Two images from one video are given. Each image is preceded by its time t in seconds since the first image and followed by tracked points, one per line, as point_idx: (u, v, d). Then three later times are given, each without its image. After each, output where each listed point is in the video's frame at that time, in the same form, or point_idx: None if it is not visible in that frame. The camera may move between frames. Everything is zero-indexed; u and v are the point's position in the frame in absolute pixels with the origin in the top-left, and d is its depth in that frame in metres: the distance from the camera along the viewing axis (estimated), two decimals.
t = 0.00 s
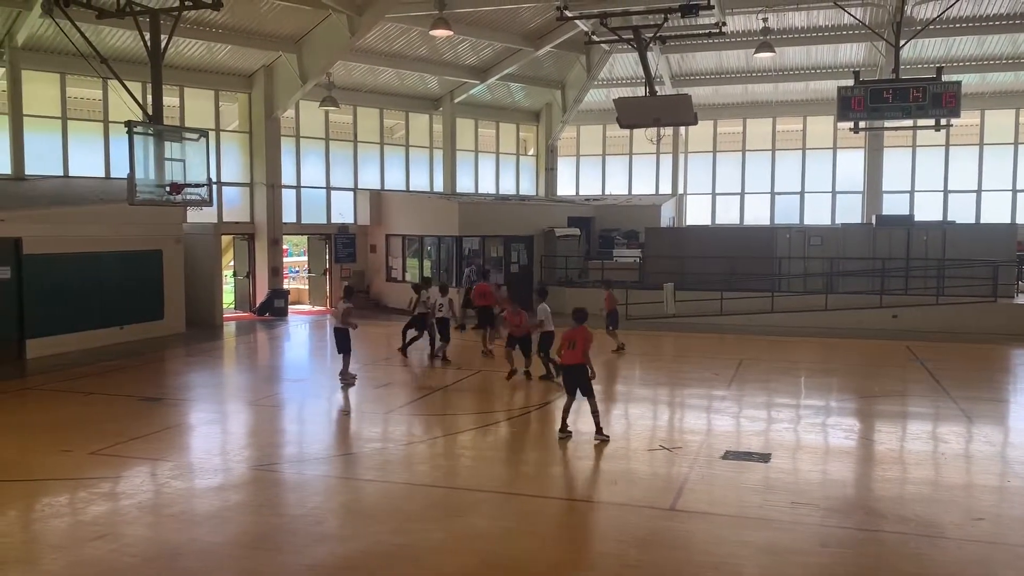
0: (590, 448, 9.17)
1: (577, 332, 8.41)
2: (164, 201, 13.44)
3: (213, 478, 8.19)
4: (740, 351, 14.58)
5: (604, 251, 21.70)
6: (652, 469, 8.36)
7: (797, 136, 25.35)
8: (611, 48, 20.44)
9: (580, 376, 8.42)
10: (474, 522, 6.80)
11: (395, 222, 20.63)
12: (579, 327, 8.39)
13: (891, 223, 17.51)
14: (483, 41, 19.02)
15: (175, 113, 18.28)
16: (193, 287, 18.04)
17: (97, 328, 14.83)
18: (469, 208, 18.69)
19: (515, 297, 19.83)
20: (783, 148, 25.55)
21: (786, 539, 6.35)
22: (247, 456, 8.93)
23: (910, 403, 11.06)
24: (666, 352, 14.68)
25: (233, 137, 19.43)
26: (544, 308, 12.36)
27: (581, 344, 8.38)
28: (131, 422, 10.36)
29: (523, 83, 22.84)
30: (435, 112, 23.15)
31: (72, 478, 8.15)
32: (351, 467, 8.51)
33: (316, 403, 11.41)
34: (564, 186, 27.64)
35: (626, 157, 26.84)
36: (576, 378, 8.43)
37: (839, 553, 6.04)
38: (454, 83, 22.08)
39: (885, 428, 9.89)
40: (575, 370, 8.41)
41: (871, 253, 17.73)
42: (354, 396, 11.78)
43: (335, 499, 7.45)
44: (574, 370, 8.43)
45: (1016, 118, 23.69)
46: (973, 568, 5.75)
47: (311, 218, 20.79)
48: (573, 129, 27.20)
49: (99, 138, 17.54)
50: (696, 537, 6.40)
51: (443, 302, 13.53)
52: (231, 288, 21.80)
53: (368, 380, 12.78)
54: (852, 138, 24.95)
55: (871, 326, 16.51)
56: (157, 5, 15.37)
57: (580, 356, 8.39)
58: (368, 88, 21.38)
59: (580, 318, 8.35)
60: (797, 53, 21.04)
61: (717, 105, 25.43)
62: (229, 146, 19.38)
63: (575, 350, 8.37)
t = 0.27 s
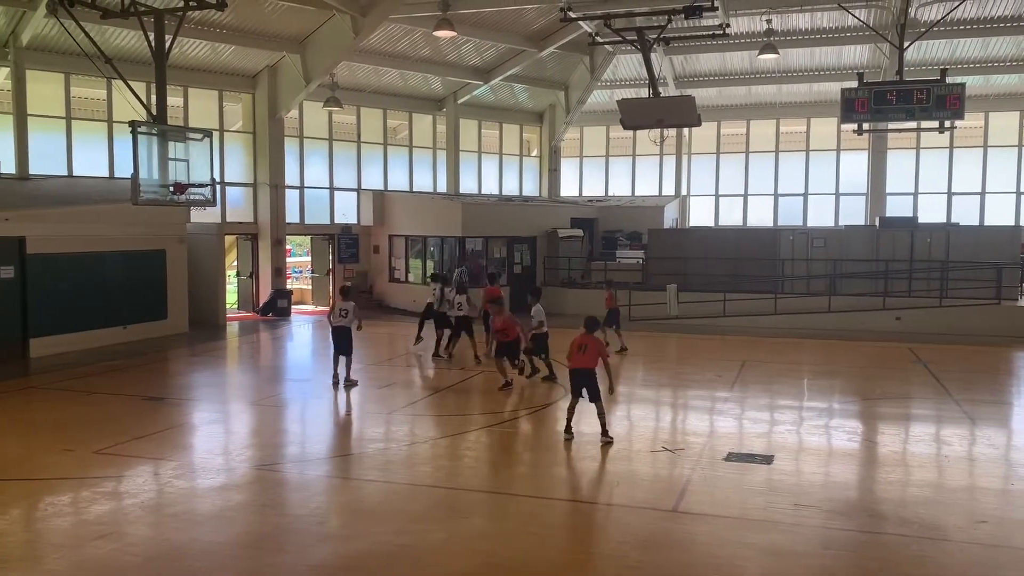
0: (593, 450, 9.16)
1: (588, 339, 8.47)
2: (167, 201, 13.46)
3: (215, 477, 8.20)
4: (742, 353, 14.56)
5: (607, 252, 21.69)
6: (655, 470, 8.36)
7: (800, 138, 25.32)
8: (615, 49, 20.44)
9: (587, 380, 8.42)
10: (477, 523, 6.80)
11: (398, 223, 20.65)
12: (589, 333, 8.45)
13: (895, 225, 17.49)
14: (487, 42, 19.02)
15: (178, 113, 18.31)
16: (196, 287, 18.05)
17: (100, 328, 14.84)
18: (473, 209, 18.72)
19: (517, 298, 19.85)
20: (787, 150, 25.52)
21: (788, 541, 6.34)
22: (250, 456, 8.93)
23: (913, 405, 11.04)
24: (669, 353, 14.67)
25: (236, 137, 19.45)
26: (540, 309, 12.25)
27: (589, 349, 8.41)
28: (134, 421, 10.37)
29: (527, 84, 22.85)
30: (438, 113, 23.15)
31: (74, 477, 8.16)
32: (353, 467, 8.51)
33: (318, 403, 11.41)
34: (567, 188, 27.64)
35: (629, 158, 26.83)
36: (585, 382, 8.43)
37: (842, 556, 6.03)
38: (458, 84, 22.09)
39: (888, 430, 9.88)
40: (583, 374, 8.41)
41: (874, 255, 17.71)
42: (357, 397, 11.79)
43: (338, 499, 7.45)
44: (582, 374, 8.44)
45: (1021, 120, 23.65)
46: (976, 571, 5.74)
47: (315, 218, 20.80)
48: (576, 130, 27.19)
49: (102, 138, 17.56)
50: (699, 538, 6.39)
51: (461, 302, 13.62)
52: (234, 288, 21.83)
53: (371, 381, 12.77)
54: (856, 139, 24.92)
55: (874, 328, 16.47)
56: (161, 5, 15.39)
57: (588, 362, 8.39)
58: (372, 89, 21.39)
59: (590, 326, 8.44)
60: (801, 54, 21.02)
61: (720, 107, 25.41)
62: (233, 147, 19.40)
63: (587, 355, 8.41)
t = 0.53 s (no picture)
0: (596, 451, 9.15)
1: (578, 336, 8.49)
2: (172, 201, 13.48)
3: (219, 477, 8.21)
4: (746, 355, 14.55)
5: (610, 253, 21.70)
6: (658, 472, 8.36)
7: (805, 140, 25.30)
8: (619, 51, 20.45)
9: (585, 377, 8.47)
10: (480, 524, 6.80)
11: (402, 224, 20.68)
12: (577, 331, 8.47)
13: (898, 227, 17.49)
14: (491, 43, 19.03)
15: (183, 114, 18.34)
16: (200, 287, 18.08)
17: (104, 328, 14.86)
18: (476, 210, 18.74)
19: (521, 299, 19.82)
20: (791, 151, 25.51)
21: (791, 542, 6.34)
22: (253, 457, 8.94)
23: (917, 407, 11.02)
24: (672, 355, 14.66)
25: (241, 138, 19.48)
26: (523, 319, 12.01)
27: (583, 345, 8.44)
28: (137, 421, 10.39)
29: (531, 86, 22.87)
30: (442, 114, 23.17)
31: (79, 477, 8.17)
32: (356, 468, 8.52)
33: (322, 404, 11.42)
34: (571, 189, 27.64)
35: (633, 160, 26.83)
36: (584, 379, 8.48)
37: (846, 558, 6.02)
38: (462, 86, 22.13)
39: (892, 432, 9.86)
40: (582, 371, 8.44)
41: (878, 257, 17.69)
42: (361, 397, 11.80)
43: (341, 500, 7.46)
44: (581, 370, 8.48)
45: None
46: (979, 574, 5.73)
47: (318, 219, 20.83)
48: (580, 131, 27.19)
49: (107, 138, 17.59)
50: (702, 540, 6.39)
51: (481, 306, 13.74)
52: (238, 289, 21.86)
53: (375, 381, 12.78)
54: (860, 141, 24.89)
55: (878, 330, 16.44)
56: (166, 6, 15.42)
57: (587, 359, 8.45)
58: (376, 90, 21.42)
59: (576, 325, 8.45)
60: (805, 56, 21.02)
61: (724, 108, 25.40)
62: (237, 147, 19.42)
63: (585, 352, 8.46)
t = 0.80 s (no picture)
0: (599, 453, 9.15)
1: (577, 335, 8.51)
2: (177, 202, 13.52)
3: (223, 478, 8.23)
4: (751, 357, 14.53)
5: (614, 255, 21.70)
6: (661, 473, 8.35)
7: (809, 142, 25.28)
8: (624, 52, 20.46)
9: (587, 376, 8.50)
10: (484, 525, 6.82)
11: (406, 225, 20.73)
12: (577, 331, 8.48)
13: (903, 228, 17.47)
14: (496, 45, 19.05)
15: (189, 114, 18.39)
16: (204, 287, 18.12)
17: (109, 328, 14.89)
18: (481, 211, 18.80)
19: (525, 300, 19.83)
20: (795, 153, 25.49)
21: (795, 545, 6.33)
22: (257, 457, 8.96)
23: (921, 410, 11.00)
24: (676, 356, 14.64)
25: (246, 138, 19.51)
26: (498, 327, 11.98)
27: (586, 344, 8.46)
28: (142, 421, 10.41)
29: (536, 87, 22.89)
30: (447, 116, 23.18)
31: (84, 477, 8.20)
32: (360, 468, 8.53)
33: (326, 405, 11.44)
34: (575, 190, 27.64)
35: (637, 161, 26.82)
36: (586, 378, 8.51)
37: (849, 560, 6.01)
38: (467, 87, 22.17)
39: (896, 435, 9.84)
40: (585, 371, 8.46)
41: (883, 259, 17.66)
42: (365, 398, 11.82)
43: (345, 500, 7.48)
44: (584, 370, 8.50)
45: None
46: None
47: (323, 220, 20.83)
48: (584, 133, 27.20)
49: (112, 138, 17.63)
50: (705, 542, 6.39)
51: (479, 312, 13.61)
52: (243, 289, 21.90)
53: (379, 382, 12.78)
54: (865, 143, 24.85)
55: (882, 332, 16.41)
56: (172, 6, 15.46)
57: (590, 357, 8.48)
58: (381, 91, 21.45)
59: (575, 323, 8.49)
60: (810, 58, 20.99)
61: (729, 110, 25.38)
62: (242, 148, 19.46)
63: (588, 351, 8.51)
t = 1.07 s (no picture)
0: (604, 455, 9.14)
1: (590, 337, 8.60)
2: (184, 202, 13.57)
3: (228, 478, 8.25)
4: (756, 360, 14.51)
5: (620, 257, 21.69)
6: (666, 476, 8.34)
7: (816, 144, 25.23)
8: (630, 55, 20.47)
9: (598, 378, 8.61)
10: (488, 526, 6.82)
11: (412, 226, 20.77)
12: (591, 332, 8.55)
13: (910, 232, 17.43)
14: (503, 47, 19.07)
15: (196, 115, 18.46)
16: (210, 287, 18.17)
17: (115, 328, 14.95)
18: (486, 213, 18.83)
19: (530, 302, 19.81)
20: (802, 156, 25.45)
21: (800, 549, 6.32)
22: (262, 457, 8.97)
23: (928, 414, 10.96)
24: (681, 359, 14.63)
25: (252, 139, 19.57)
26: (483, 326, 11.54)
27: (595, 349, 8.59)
28: (148, 421, 10.45)
29: (542, 89, 22.91)
30: (453, 117, 23.21)
31: (90, 476, 8.22)
32: (365, 469, 8.54)
33: (331, 405, 11.46)
34: (581, 192, 27.65)
35: (644, 164, 26.80)
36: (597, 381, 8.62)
37: (854, 565, 6.00)
38: (473, 89, 22.19)
39: (902, 439, 9.81)
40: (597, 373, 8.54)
41: (890, 262, 17.61)
42: (370, 399, 11.83)
43: (350, 501, 7.49)
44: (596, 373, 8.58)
45: None
46: None
47: (329, 220, 20.89)
48: (590, 135, 27.20)
49: (120, 139, 17.71)
50: (710, 545, 6.38)
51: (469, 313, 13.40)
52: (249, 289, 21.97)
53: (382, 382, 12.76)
54: (872, 146, 24.80)
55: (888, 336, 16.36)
56: (180, 8, 15.53)
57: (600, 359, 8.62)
58: (387, 93, 21.49)
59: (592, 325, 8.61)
60: (817, 61, 20.96)
61: (736, 113, 25.35)
62: (249, 149, 19.52)
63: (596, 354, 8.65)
